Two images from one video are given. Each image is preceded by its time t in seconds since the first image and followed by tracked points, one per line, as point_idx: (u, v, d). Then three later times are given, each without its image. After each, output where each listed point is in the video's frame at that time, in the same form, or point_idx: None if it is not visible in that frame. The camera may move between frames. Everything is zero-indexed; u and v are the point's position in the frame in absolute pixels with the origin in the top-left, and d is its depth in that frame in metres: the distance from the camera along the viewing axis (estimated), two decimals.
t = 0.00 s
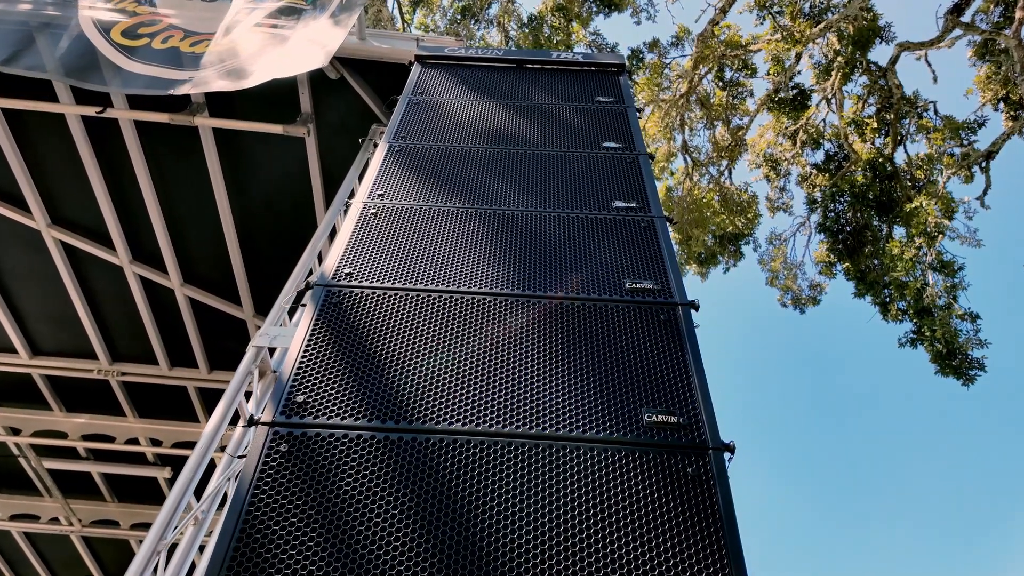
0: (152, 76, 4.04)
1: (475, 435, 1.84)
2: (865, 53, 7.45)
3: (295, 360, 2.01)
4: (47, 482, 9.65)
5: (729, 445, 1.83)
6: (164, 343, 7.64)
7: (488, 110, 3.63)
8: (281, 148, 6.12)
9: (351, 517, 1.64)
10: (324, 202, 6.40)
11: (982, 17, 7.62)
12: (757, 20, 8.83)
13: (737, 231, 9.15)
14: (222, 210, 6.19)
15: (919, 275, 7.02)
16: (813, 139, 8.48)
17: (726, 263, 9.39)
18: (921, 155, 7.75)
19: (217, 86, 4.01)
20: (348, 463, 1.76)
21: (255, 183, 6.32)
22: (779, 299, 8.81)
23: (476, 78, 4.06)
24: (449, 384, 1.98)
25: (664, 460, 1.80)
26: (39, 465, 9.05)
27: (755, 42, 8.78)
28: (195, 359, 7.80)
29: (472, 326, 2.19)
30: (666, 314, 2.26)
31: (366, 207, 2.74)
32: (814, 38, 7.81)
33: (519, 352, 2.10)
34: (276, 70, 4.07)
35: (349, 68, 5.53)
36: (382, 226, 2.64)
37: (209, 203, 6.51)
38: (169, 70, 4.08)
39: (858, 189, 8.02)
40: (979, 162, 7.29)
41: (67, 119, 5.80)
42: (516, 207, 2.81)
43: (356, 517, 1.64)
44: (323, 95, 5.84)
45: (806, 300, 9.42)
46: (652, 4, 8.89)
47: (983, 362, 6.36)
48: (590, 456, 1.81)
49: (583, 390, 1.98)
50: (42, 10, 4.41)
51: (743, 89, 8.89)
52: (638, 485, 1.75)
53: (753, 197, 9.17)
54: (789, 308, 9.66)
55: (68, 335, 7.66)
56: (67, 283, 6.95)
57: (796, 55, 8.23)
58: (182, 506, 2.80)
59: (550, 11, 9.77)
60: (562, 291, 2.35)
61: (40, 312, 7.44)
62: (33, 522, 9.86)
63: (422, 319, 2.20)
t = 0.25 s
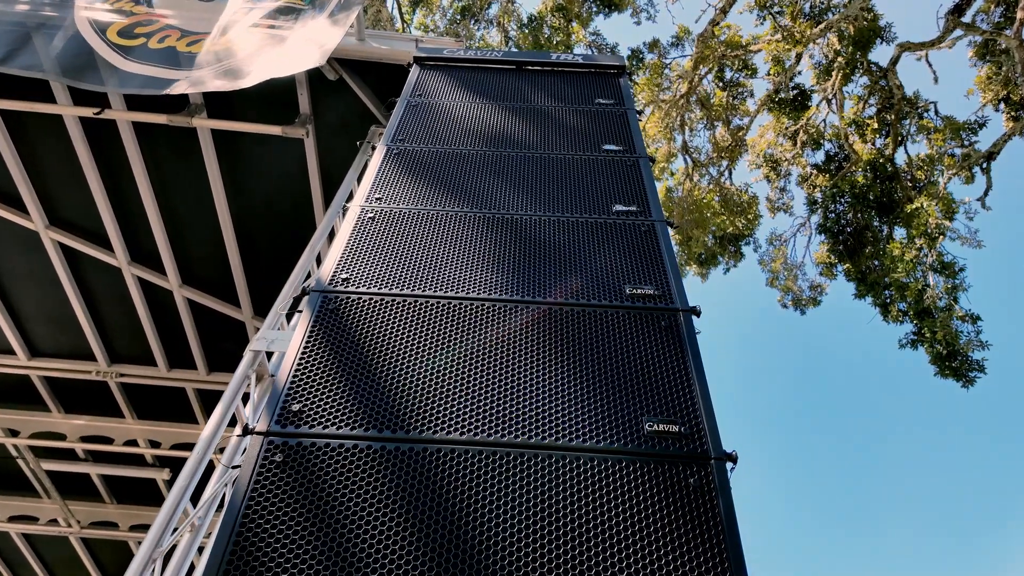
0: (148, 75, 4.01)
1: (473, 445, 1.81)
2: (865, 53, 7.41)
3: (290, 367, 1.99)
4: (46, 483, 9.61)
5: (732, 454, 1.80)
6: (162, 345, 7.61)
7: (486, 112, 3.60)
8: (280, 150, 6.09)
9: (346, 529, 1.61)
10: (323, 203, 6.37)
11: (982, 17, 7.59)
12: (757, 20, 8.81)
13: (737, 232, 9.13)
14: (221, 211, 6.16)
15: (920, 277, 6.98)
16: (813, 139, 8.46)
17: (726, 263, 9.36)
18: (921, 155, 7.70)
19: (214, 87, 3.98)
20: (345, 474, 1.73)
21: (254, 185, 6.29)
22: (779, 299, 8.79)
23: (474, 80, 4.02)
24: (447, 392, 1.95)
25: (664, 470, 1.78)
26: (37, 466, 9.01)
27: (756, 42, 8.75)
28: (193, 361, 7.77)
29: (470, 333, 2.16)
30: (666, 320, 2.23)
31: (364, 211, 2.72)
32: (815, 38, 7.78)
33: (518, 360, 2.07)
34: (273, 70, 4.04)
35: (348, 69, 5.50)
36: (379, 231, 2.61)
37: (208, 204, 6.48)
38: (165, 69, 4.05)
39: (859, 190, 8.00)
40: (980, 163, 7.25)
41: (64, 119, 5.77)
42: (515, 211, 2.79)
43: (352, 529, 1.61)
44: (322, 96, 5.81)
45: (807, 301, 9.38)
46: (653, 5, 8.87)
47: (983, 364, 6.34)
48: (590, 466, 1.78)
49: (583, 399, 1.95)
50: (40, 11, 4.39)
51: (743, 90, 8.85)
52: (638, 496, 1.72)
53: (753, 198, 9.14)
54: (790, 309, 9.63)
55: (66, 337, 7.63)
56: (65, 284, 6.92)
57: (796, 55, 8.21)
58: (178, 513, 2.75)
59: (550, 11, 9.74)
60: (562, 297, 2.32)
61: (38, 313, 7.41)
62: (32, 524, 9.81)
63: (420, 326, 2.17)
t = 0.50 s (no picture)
0: (144, 76, 3.98)
1: (472, 455, 1.78)
2: (866, 54, 7.38)
3: (287, 375, 1.96)
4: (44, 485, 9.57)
5: (735, 465, 1.77)
6: (161, 346, 7.58)
7: (486, 114, 3.57)
8: (278, 151, 6.06)
9: (343, 541, 1.58)
10: (322, 205, 6.33)
11: (983, 17, 7.56)
12: (758, 20, 8.77)
13: (737, 233, 9.12)
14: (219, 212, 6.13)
15: (921, 278, 6.94)
16: (813, 140, 8.43)
17: (727, 264, 9.35)
18: (922, 156, 7.64)
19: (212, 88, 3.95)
20: (342, 485, 1.70)
21: (253, 186, 6.26)
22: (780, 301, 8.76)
23: (474, 82, 4.00)
24: (445, 401, 1.93)
25: (667, 481, 1.75)
26: (36, 468, 8.97)
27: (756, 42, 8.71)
28: (192, 362, 7.74)
29: (469, 340, 2.14)
30: (668, 327, 2.21)
31: (362, 215, 2.69)
32: (815, 39, 7.75)
33: (518, 367, 2.04)
34: (271, 70, 4.01)
35: (347, 70, 5.47)
36: (378, 235, 2.58)
37: (206, 205, 6.44)
38: (162, 70, 4.02)
39: (860, 191, 8.00)
40: (980, 164, 7.21)
41: (62, 120, 5.73)
42: (515, 215, 2.76)
43: (348, 542, 1.57)
44: (321, 97, 5.78)
45: (807, 302, 9.36)
46: (653, 5, 8.84)
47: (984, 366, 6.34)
48: (591, 478, 1.75)
49: (584, 408, 1.92)
50: (37, 11, 4.36)
51: (743, 90, 8.83)
52: (640, 508, 1.69)
53: (754, 198, 9.11)
54: (790, 310, 9.60)
55: (64, 338, 7.59)
56: (63, 285, 6.89)
57: (797, 56, 8.18)
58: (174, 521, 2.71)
59: (550, 11, 9.70)
60: (562, 304, 2.29)
61: (37, 315, 7.38)
62: (30, 526, 9.78)
63: (419, 333, 2.14)
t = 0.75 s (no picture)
0: (141, 75, 3.94)
1: (472, 464, 1.75)
2: (867, 54, 7.35)
3: (282, 382, 1.92)
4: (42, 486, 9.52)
5: (739, 475, 1.74)
6: (159, 347, 7.54)
7: (485, 116, 3.54)
8: (277, 151, 6.03)
9: (339, 553, 1.54)
10: (321, 206, 6.30)
11: (984, 18, 7.52)
12: (758, 21, 8.73)
13: (737, 233, 9.09)
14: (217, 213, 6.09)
15: (922, 279, 6.90)
16: (813, 140, 8.41)
17: (727, 265, 9.32)
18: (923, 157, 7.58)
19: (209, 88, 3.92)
20: (338, 495, 1.67)
21: (252, 187, 6.23)
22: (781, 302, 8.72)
23: (473, 83, 3.96)
24: (444, 408, 1.89)
25: (670, 491, 1.72)
26: (33, 469, 8.93)
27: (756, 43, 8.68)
28: (191, 363, 7.70)
29: (468, 346, 2.10)
30: (670, 333, 2.18)
31: (360, 218, 2.65)
32: (816, 39, 7.72)
33: (518, 374, 2.01)
34: (268, 70, 3.98)
35: (346, 71, 5.44)
36: (375, 239, 2.54)
37: (205, 205, 6.39)
38: (158, 69, 3.99)
39: (860, 191, 7.98)
40: (981, 165, 7.18)
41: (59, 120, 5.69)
42: (515, 219, 2.72)
43: (345, 554, 1.54)
44: (320, 97, 5.74)
45: (808, 303, 9.33)
46: (653, 5, 8.80)
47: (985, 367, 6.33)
48: (592, 487, 1.72)
49: (585, 416, 1.89)
50: (34, 11, 4.33)
51: (744, 91, 8.81)
52: (643, 518, 1.66)
53: (754, 199, 9.07)
54: (790, 311, 9.57)
55: (62, 339, 7.55)
56: (61, 286, 6.85)
57: (797, 56, 8.15)
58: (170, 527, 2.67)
59: (550, 11, 9.67)
60: (563, 309, 2.26)
61: (34, 316, 7.34)
62: (28, 527, 9.74)
63: (417, 339, 2.11)
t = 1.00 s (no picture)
0: (136, 73, 3.91)
1: (470, 471, 1.72)
2: (867, 54, 7.32)
3: (277, 387, 1.89)
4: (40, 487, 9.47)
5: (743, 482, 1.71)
6: (157, 348, 7.50)
7: (484, 116, 3.51)
8: (275, 151, 5.99)
9: (335, 562, 1.51)
10: (319, 206, 6.26)
11: (985, 18, 7.49)
12: (758, 20, 8.70)
13: (738, 233, 9.05)
14: (215, 213, 6.05)
15: (923, 280, 6.86)
16: (814, 140, 8.38)
17: (727, 265, 9.29)
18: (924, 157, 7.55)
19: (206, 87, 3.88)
20: (334, 503, 1.64)
21: (250, 187, 6.19)
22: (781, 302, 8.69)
23: (472, 83, 3.93)
24: (442, 414, 1.86)
25: (672, 499, 1.68)
26: (31, 470, 8.88)
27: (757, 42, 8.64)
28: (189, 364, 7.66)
29: (467, 350, 2.07)
30: (673, 337, 2.14)
31: (357, 219, 2.62)
32: (816, 39, 7.69)
33: (517, 379, 1.98)
34: (265, 69, 3.95)
35: (344, 70, 5.40)
36: (373, 241, 2.51)
37: (203, 205, 6.35)
38: (153, 68, 3.95)
39: (861, 192, 7.93)
40: (982, 165, 7.14)
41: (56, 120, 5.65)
42: (514, 220, 2.69)
43: (340, 563, 1.50)
44: (318, 97, 5.71)
45: (808, 304, 9.30)
46: (653, 4, 8.77)
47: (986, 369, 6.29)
48: (593, 495, 1.68)
49: (586, 422, 1.86)
50: (30, 9, 4.29)
51: (744, 90, 8.78)
52: (646, 526, 1.62)
53: (755, 199, 9.03)
54: (791, 311, 9.53)
55: (59, 340, 7.51)
56: (58, 286, 6.81)
57: (798, 56, 8.12)
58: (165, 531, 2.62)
59: (550, 11, 9.63)
60: (563, 312, 2.22)
61: (32, 316, 7.30)
62: (26, 527, 9.69)
63: (415, 343, 2.08)
